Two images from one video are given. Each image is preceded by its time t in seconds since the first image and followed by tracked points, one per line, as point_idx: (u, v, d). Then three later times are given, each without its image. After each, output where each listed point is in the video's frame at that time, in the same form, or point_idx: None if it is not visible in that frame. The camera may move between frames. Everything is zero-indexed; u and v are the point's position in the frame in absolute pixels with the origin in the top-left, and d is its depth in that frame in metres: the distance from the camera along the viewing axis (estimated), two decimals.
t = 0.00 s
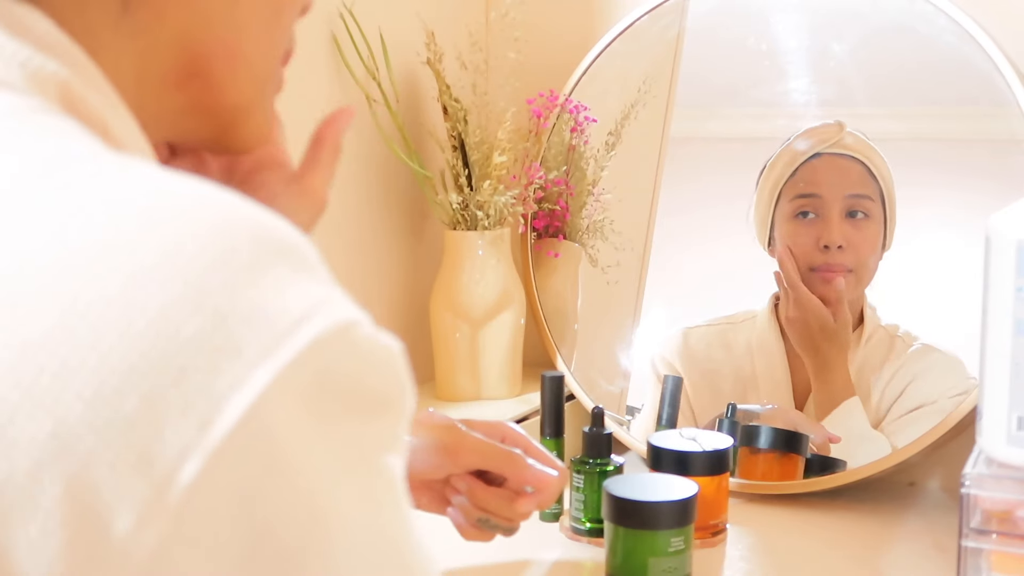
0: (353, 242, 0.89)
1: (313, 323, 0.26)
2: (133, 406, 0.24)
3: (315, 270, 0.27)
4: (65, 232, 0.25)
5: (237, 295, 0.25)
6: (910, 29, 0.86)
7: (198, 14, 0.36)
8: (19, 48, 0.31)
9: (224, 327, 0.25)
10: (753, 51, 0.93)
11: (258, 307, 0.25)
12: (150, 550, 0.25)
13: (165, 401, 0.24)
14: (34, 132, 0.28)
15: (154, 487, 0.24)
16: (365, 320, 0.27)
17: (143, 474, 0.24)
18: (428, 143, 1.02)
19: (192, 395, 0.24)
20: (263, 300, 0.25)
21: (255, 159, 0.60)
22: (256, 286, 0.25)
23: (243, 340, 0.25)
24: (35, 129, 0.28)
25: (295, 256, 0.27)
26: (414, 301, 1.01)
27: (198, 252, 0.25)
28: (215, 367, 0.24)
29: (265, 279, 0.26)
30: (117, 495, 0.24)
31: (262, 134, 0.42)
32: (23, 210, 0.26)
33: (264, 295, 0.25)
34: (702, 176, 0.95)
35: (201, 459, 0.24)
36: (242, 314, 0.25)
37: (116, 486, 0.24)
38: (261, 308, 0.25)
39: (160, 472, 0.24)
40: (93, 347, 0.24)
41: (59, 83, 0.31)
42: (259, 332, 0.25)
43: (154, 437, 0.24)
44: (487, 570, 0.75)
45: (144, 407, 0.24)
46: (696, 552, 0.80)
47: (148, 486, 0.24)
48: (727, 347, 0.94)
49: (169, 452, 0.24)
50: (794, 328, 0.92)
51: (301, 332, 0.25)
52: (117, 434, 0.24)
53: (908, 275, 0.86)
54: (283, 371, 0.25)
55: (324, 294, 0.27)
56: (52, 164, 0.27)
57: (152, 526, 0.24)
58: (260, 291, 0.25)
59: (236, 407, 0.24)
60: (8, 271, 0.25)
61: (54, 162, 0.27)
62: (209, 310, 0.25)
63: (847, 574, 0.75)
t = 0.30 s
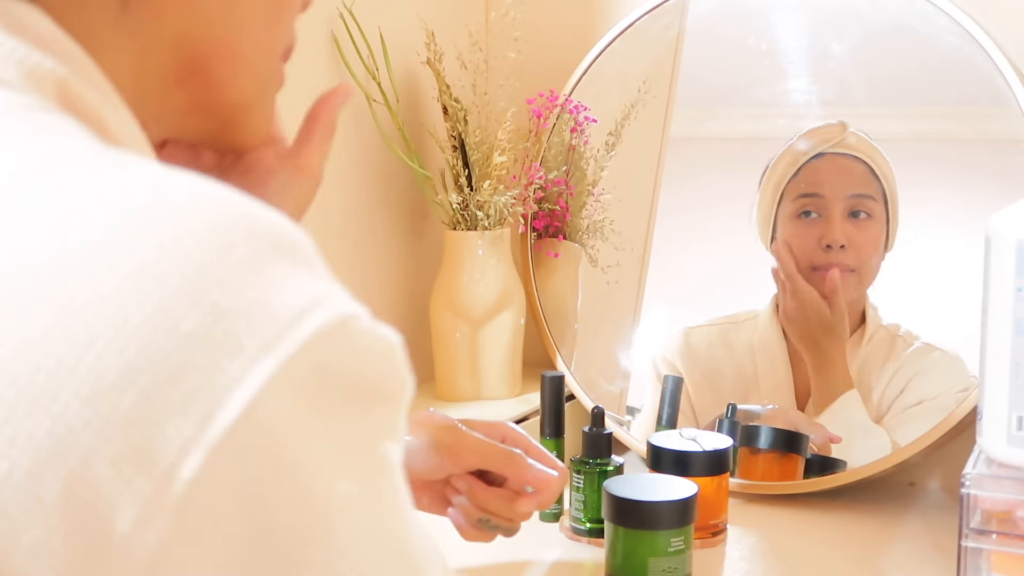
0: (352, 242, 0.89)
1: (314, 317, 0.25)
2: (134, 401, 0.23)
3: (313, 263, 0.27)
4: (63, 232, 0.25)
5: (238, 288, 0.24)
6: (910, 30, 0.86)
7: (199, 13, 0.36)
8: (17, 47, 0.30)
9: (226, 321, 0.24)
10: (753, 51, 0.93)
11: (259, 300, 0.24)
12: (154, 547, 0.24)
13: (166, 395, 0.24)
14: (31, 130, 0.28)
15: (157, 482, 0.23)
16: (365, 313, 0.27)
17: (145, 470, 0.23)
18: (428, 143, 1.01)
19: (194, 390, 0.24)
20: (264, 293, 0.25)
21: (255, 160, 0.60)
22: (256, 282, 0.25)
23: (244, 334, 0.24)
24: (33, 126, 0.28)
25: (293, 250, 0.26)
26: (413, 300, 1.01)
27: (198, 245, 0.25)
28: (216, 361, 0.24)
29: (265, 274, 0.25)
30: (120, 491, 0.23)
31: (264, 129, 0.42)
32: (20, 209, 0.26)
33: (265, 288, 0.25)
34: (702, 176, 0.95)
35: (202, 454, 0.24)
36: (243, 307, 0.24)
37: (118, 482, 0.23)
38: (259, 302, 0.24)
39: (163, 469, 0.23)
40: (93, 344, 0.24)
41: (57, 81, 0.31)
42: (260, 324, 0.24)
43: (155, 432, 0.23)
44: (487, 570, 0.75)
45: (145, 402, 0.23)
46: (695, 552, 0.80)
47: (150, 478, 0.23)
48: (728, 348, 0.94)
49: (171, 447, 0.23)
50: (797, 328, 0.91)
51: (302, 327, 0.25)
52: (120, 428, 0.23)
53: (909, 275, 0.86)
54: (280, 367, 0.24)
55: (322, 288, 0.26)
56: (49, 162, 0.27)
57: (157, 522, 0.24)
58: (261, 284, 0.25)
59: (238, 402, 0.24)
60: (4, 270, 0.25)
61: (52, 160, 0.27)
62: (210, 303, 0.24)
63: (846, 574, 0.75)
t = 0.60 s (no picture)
0: (351, 241, 0.88)
1: (263, 337, 0.25)
2: (64, 417, 0.24)
3: (285, 277, 0.27)
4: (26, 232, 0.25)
5: (178, 312, 0.24)
6: (910, 30, 0.86)
7: (188, 16, 0.36)
8: (9, 46, 0.29)
9: (164, 343, 0.24)
10: (753, 51, 0.93)
11: (201, 324, 0.24)
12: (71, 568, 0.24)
13: (98, 416, 0.24)
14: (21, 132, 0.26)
15: (76, 504, 0.24)
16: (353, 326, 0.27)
17: (65, 489, 0.23)
18: (428, 143, 1.01)
19: (128, 412, 0.24)
20: (208, 316, 0.25)
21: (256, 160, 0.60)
22: (198, 306, 0.24)
23: (183, 358, 0.24)
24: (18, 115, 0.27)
25: (270, 261, 0.26)
26: (414, 300, 1.01)
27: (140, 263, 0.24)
28: (154, 384, 0.24)
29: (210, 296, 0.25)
30: (42, 508, 0.24)
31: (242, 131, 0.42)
32: None
33: (207, 313, 0.25)
34: (701, 176, 0.95)
35: (130, 478, 0.24)
36: (184, 331, 0.24)
37: (36, 497, 0.24)
38: (207, 321, 0.24)
39: (85, 489, 0.23)
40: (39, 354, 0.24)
41: (48, 80, 0.29)
42: (200, 347, 0.24)
43: (82, 452, 0.23)
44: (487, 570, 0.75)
45: (76, 420, 0.24)
46: (695, 552, 0.80)
47: (73, 495, 0.23)
48: (727, 347, 0.94)
49: (95, 470, 0.23)
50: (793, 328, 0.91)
51: (248, 348, 0.25)
52: (52, 443, 0.24)
53: (909, 275, 0.86)
54: (244, 377, 0.24)
55: (291, 303, 0.26)
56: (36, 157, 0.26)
57: (73, 545, 0.24)
58: (205, 308, 0.25)
59: (171, 426, 0.24)
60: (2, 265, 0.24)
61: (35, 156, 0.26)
62: (149, 325, 0.24)
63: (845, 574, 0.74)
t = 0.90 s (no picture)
0: (350, 242, 0.88)
1: (268, 339, 0.23)
2: (69, 423, 0.22)
3: (289, 281, 0.25)
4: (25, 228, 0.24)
5: (184, 313, 0.23)
6: (910, 30, 0.86)
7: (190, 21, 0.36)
8: (8, 46, 0.28)
9: (168, 346, 0.23)
10: (753, 51, 0.93)
11: (206, 327, 0.23)
12: None
13: (102, 421, 0.22)
14: (20, 133, 0.26)
15: (85, 511, 0.22)
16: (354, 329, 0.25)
17: (73, 497, 0.22)
18: (428, 143, 1.01)
19: (132, 417, 0.22)
20: (213, 318, 0.23)
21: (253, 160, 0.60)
22: (204, 306, 0.23)
23: (187, 361, 0.23)
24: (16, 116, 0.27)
25: (269, 267, 0.25)
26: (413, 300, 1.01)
27: (145, 262, 0.23)
28: (156, 387, 0.23)
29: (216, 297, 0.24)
30: (46, 516, 0.22)
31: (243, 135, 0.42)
32: None
33: (212, 315, 0.23)
34: (702, 176, 0.95)
35: (137, 484, 0.22)
36: (190, 333, 0.23)
37: (43, 507, 0.22)
38: (213, 322, 0.23)
39: (92, 496, 0.22)
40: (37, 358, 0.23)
41: (46, 82, 0.28)
42: (204, 349, 0.23)
43: (88, 459, 0.22)
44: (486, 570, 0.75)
45: (79, 426, 0.22)
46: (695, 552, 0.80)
47: (80, 501, 0.22)
48: (727, 347, 0.94)
49: (103, 476, 0.22)
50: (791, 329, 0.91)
51: (253, 350, 0.23)
52: (55, 451, 0.22)
53: (909, 275, 0.86)
54: (245, 381, 0.23)
55: (295, 305, 0.24)
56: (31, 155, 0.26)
57: (80, 554, 0.22)
58: (210, 309, 0.23)
59: (177, 430, 0.23)
60: None
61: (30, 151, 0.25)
62: (152, 327, 0.23)
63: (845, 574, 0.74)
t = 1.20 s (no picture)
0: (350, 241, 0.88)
1: (280, 330, 0.22)
2: (83, 417, 0.21)
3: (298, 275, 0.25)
4: (37, 220, 0.23)
5: (196, 303, 0.22)
6: (910, 30, 0.86)
7: (193, 24, 0.36)
8: (9, 45, 0.28)
9: (181, 337, 0.22)
10: (753, 51, 0.93)
11: (221, 316, 0.22)
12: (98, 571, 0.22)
13: (117, 415, 0.21)
14: (24, 130, 0.25)
15: (103, 503, 0.21)
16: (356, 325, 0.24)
17: (91, 489, 0.21)
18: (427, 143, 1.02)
19: (146, 409, 0.21)
20: (224, 308, 0.22)
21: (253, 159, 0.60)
22: (215, 295, 0.22)
23: (200, 353, 0.22)
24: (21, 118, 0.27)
25: (277, 260, 0.24)
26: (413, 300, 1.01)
27: (156, 249, 0.22)
28: (170, 380, 0.22)
29: (229, 287, 0.23)
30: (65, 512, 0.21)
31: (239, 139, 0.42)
32: None
33: (225, 304, 0.22)
34: (702, 176, 0.95)
35: (154, 475, 0.21)
36: (202, 323, 0.22)
37: (62, 502, 0.21)
38: (225, 313, 0.22)
39: (109, 488, 0.21)
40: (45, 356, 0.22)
41: (47, 81, 0.28)
42: (216, 341, 0.22)
43: (104, 453, 0.21)
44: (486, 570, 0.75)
45: (94, 419, 0.21)
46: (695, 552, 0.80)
47: (95, 497, 0.21)
48: (728, 347, 0.94)
49: (120, 467, 0.21)
50: (791, 329, 0.91)
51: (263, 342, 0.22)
52: (70, 445, 0.21)
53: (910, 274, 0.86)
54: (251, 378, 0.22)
55: (303, 298, 0.23)
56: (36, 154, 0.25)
57: (100, 546, 0.22)
58: (222, 298, 0.22)
59: (191, 421, 0.21)
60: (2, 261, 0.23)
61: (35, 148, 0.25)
62: (165, 316, 0.22)
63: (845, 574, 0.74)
